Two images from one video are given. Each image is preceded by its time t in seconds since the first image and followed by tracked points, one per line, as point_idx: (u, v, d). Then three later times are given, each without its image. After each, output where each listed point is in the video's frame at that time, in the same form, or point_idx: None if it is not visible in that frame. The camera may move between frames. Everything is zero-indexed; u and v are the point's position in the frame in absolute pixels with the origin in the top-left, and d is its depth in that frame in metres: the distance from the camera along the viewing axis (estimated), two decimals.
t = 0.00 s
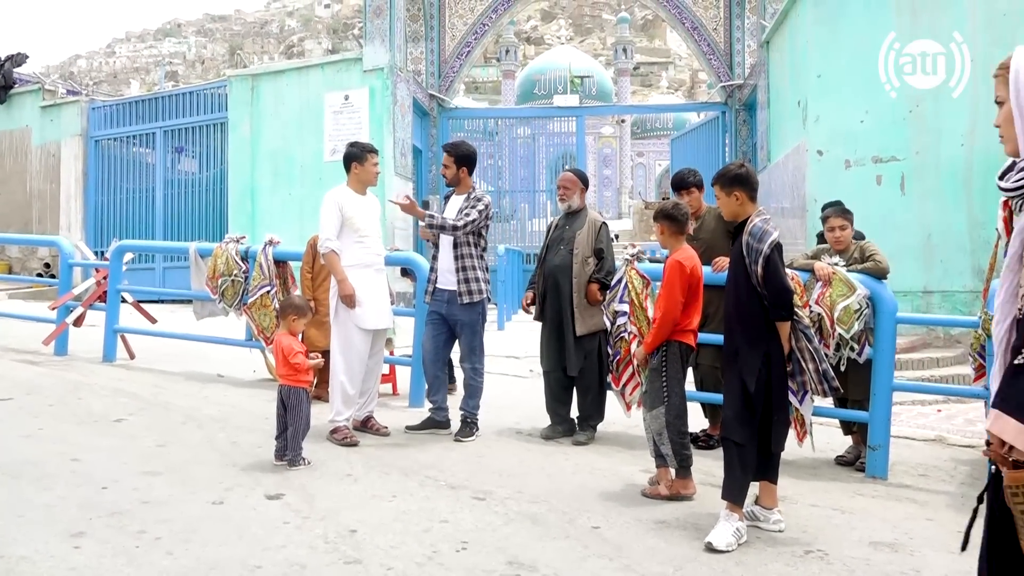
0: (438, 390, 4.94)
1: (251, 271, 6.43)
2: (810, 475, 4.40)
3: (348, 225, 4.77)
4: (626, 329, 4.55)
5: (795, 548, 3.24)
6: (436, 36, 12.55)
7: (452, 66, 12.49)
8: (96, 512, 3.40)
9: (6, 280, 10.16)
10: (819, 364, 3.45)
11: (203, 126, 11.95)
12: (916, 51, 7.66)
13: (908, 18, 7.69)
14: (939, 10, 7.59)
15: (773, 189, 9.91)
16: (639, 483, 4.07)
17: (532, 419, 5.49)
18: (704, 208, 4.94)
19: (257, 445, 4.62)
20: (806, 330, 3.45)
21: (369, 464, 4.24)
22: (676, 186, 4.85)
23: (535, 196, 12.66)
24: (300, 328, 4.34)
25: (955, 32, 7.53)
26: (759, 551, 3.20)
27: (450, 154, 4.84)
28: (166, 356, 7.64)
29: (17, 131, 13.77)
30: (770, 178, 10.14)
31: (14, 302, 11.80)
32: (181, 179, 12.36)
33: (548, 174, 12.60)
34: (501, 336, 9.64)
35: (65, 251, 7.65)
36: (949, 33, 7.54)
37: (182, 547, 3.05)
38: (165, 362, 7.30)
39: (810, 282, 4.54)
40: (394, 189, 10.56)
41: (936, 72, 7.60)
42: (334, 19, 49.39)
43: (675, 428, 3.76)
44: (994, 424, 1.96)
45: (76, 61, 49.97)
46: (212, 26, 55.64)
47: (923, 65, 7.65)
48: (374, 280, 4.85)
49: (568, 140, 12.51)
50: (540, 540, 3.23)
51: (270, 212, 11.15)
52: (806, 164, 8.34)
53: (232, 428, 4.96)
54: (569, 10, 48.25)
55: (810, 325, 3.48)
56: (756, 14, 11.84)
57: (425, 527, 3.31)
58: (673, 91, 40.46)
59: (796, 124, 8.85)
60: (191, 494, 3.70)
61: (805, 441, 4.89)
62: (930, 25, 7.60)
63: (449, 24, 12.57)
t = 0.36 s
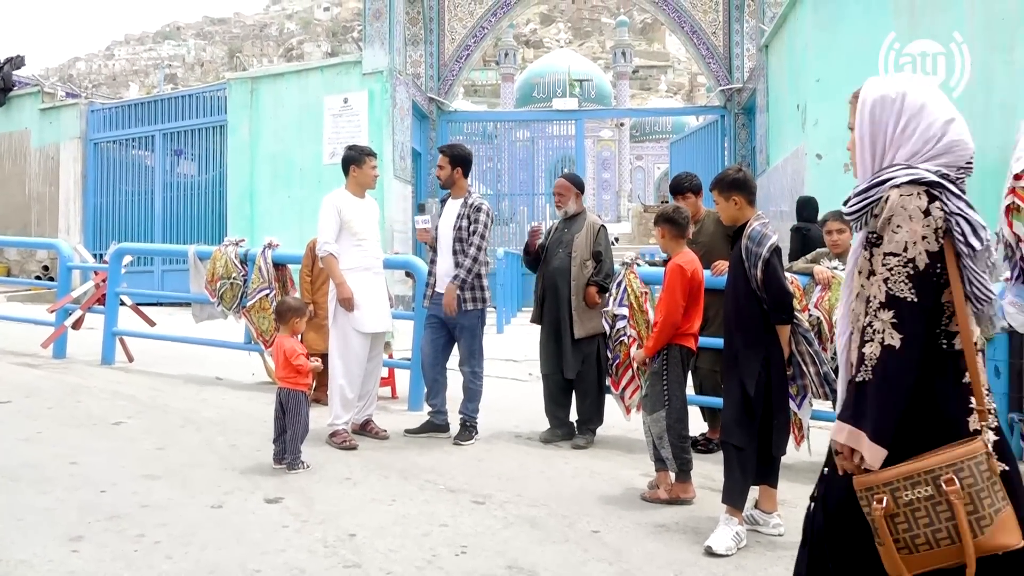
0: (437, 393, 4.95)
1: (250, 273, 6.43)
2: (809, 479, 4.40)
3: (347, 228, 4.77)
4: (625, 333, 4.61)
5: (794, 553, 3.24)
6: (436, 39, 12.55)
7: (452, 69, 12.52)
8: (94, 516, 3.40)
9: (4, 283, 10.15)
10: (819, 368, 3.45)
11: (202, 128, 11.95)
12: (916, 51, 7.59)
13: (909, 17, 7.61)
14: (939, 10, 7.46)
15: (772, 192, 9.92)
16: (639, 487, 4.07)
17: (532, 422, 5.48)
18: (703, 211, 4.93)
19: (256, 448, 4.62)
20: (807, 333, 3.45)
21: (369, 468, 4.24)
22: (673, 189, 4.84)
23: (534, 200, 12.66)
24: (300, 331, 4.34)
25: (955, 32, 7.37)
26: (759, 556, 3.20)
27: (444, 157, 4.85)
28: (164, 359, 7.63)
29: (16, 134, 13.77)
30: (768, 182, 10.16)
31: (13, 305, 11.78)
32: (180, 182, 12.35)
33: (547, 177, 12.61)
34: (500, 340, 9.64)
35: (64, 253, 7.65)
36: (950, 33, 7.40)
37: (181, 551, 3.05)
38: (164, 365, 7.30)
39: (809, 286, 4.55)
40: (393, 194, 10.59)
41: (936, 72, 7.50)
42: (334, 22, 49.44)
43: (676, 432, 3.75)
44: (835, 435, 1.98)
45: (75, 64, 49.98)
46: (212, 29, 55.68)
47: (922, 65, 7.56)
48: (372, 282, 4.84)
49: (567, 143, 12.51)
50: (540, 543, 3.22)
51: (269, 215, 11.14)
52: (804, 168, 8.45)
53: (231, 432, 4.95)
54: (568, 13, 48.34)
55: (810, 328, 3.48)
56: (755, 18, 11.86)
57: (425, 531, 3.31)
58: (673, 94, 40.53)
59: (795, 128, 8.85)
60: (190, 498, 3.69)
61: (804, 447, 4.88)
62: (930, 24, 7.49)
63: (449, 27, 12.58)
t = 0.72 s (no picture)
0: (435, 396, 4.94)
1: (248, 276, 6.42)
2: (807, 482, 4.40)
3: (346, 230, 4.77)
4: (622, 336, 4.58)
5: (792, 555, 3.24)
6: (434, 43, 12.58)
7: (450, 72, 12.59)
8: (92, 519, 3.39)
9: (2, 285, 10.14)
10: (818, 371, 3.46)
11: (199, 131, 11.96)
12: (916, 51, 7.66)
13: (908, 18, 7.69)
14: (939, 12, 7.57)
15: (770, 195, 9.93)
16: (638, 490, 4.07)
17: (530, 425, 5.48)
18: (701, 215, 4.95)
19: (254, 451, 4.61)
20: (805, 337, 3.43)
21: (367, 471, 4.23)
22: (670, 192, 4.85)
23: (532, 203, 12.66)
24: (298, 333, 4.34)
25: (955, 32, 7.50)
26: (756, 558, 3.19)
27: (440, 160, 4.85)
28: (162, 362, 7.61)
29: (13, 136, 13.76)
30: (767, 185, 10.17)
31: (10, 307, 11.76)
32: (178, 185, 12.35)
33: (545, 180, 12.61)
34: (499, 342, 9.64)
35: (62, 256, 7.64)
36: (950, 33, 7.52)
37: (179, 555, 3.04)
38: (162, 367, 7.29)
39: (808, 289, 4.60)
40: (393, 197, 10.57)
41: (936, 71, 7.59)
42: (332, 25, 49.47)
43: (674, 435, 3.76)
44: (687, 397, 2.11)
45: (74, 67, 49.98)
46: (210, 31, 55.68)
47: (923, 65, 7.64)
48: (370, 285, 4.83)
49: (565, 146, 12.51)
50: (538, 546, 3.22)
51: (267, 217, 11.14)
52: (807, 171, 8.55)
53: (229, 434, 4.94)
54: (567, 17, 48.42)
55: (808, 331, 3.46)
56: (753, 22, 11.88)
57: (423, 534, 3.31)
58: (671, 98, 40.61)
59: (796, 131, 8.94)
60: (187, 501, 3.68)
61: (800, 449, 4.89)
62: (930, 25, 7.58)
63: (447, 31, 12.60)
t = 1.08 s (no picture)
0: (433, 396, 4.95)
1: (245, 277, 6.42)
2: (804, 483, 4.41)
3: (345, 231, 4.77)
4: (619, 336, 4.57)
5: (790, 555, 3.24)
6: (431, 44, 12.57)
7: (447, 73, 12.64)
8: (89, 520, 3.39)
9: None
10: (813, 370, 3.51)
11: (196, 132, 11.95)
12: (916, 51, 7.70)
13: (907, 19, 7.71)
14: (937, 11, 7.63)
15: (767, 196, 9.94)
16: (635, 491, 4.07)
17: (528, 426, 5.48)
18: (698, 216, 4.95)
19: (251, 452, 4.61)
20: (801, 337, 3.48)
21: (364, 472, 4.23)
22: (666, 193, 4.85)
23: (530, 204, 12.67)
24: (295, 333, 4.33)
25: (954, 32, 7.57)
26: (754, 558, 3.19)
27: (436, 161, 4.84)
28: (160, 363, 7.60)
29: (10, 138, 13.73)
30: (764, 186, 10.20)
31: (7, 309, 11.74)
32: (175, 186, 12.35)
33: (543, 181, 12.62)
34: (496, 343, 9.64)
35: (59, 257, 7.63)
36: (949, 33, 7.59)
37: (176, 555, 3.04)
38: (159, 369, 7.29)
39: (804, 289, 4.60)
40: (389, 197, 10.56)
41: (936, 71, 7.65)
42: (329, 25, 49.44)
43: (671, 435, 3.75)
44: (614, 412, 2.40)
45: (70, 67, 49.91)
46: (207, 32, 55.61)
47: (923, 65, 7.68)
48: (369, 286, 4.84)
49: (563, 147, 12.51)
50: (536, 547, 3.23)
51: (264, 218, 11.13)
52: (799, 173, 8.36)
53: (227, 436, 4.94)
54: (564, 17, 48.46)
55: (803, 330, 3.51)
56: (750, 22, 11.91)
57: (421, 534, 3.31)
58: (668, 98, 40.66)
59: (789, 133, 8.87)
60: (185, 502, 3.68)
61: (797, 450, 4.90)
62: (929, 25, 7.63)
63: (444, 32, 12.65)
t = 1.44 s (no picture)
0: (432, 396, 4.97)
1: (244, 277, 6.42)
2: (803, 482, 4.41)
3: (346, 232, 4.76)
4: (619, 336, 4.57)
5: (789, 555, 3.24)
6: (430, 44, 12.56)
7: (446, 73, 12.58)
8: (88, 521, 3.39)
9: None
10: (813, 370, 3.48)
11: (195, 132, 11.94)
12: (916, 51, 7.71)
13: (906, 18, 7.71)
14: (936, 11, 7.64)
15: (766, 195, 9.95)
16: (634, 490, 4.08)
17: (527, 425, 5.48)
18: (697, 214, 4.95)
19: (250, 452, 4.61)
20: (801, 336, 3.48)
21: (363, 472, 4.23)
22: (666, 193, 4.86)
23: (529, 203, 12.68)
24: (292, 333, 4.32)
25: (954, 32, 7.59)
26: (754, 558, 3.19)
27: (436, 161, 4.84)
28: (159, 364, 7.60)
29: (8, 138, 13.72)
30: (762, 186, 10.21)
31: (6, 309, 11.74)
32: (174, 186, 12.34)
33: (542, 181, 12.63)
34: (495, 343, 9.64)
35: (58, 258, 7.62)
36: (949, 33, 7.60)
37: (175, 556, 3.04)
38: (157, 369, 7.28)
39: (803, 289, 4.59)
40: (388, 198, 10.55)
41: (936, 71, 7.66)
42: (328, 26, 49.44)
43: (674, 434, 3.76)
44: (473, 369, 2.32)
45: (69, 68, 49.90)
46: (206, 33, 55.59)
47: (923, 65, 7.69)
48: (368, 286, 4.84)
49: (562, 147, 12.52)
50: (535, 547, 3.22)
51: (263, 219, 11.13)
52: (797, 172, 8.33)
53: (225, 436, 4.94)
54: (562, 17, 48.47)
55: (804, 331, 3.51)
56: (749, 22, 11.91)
57: (420, 535, 3.31)
58: (667, 98, 40.70)
59: (788, 132, 8.82)
60: (184, 502, 3.68)
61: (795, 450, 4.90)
62: (929, 25, 7.64)
63: (443, 31, 12.62)
